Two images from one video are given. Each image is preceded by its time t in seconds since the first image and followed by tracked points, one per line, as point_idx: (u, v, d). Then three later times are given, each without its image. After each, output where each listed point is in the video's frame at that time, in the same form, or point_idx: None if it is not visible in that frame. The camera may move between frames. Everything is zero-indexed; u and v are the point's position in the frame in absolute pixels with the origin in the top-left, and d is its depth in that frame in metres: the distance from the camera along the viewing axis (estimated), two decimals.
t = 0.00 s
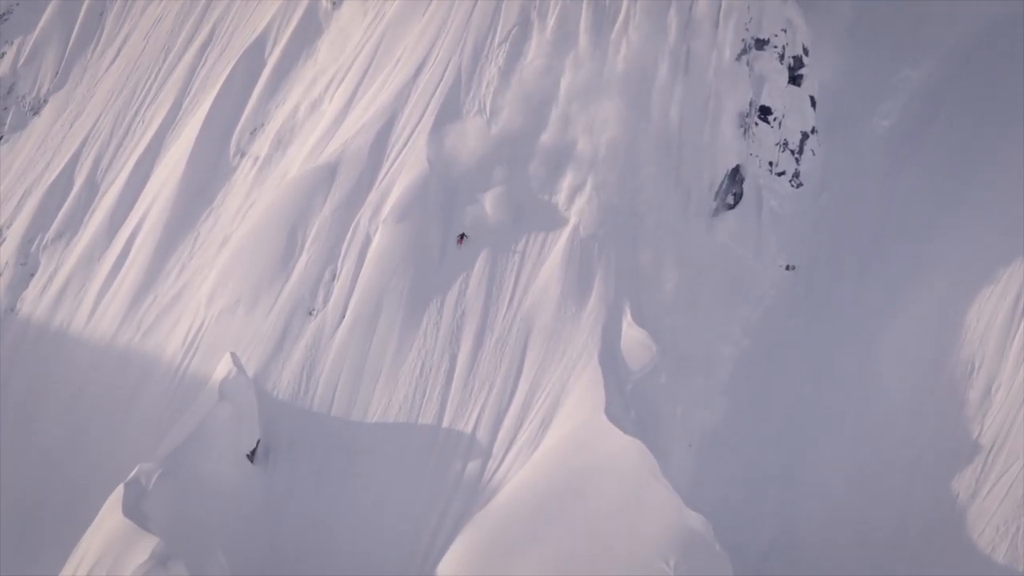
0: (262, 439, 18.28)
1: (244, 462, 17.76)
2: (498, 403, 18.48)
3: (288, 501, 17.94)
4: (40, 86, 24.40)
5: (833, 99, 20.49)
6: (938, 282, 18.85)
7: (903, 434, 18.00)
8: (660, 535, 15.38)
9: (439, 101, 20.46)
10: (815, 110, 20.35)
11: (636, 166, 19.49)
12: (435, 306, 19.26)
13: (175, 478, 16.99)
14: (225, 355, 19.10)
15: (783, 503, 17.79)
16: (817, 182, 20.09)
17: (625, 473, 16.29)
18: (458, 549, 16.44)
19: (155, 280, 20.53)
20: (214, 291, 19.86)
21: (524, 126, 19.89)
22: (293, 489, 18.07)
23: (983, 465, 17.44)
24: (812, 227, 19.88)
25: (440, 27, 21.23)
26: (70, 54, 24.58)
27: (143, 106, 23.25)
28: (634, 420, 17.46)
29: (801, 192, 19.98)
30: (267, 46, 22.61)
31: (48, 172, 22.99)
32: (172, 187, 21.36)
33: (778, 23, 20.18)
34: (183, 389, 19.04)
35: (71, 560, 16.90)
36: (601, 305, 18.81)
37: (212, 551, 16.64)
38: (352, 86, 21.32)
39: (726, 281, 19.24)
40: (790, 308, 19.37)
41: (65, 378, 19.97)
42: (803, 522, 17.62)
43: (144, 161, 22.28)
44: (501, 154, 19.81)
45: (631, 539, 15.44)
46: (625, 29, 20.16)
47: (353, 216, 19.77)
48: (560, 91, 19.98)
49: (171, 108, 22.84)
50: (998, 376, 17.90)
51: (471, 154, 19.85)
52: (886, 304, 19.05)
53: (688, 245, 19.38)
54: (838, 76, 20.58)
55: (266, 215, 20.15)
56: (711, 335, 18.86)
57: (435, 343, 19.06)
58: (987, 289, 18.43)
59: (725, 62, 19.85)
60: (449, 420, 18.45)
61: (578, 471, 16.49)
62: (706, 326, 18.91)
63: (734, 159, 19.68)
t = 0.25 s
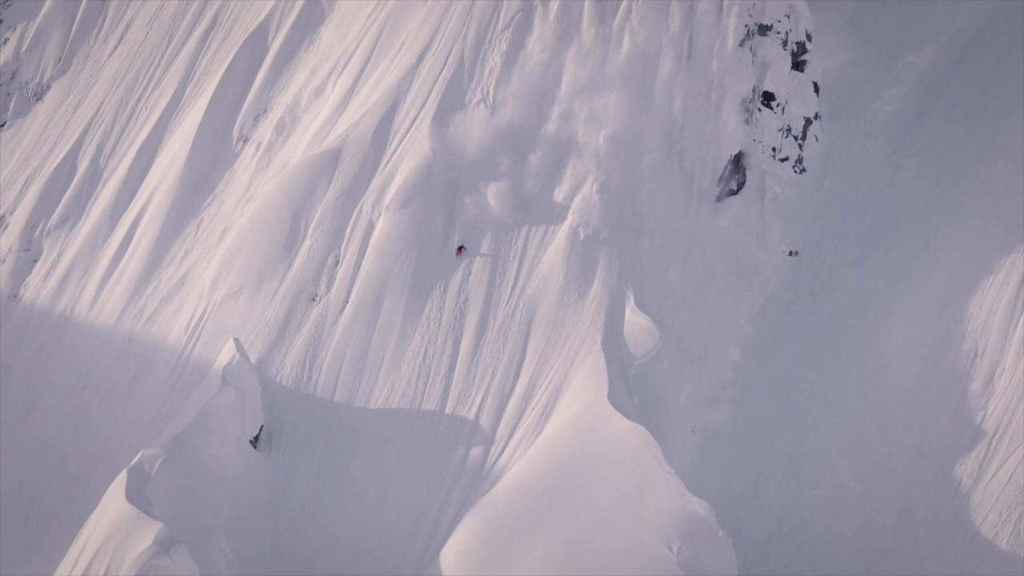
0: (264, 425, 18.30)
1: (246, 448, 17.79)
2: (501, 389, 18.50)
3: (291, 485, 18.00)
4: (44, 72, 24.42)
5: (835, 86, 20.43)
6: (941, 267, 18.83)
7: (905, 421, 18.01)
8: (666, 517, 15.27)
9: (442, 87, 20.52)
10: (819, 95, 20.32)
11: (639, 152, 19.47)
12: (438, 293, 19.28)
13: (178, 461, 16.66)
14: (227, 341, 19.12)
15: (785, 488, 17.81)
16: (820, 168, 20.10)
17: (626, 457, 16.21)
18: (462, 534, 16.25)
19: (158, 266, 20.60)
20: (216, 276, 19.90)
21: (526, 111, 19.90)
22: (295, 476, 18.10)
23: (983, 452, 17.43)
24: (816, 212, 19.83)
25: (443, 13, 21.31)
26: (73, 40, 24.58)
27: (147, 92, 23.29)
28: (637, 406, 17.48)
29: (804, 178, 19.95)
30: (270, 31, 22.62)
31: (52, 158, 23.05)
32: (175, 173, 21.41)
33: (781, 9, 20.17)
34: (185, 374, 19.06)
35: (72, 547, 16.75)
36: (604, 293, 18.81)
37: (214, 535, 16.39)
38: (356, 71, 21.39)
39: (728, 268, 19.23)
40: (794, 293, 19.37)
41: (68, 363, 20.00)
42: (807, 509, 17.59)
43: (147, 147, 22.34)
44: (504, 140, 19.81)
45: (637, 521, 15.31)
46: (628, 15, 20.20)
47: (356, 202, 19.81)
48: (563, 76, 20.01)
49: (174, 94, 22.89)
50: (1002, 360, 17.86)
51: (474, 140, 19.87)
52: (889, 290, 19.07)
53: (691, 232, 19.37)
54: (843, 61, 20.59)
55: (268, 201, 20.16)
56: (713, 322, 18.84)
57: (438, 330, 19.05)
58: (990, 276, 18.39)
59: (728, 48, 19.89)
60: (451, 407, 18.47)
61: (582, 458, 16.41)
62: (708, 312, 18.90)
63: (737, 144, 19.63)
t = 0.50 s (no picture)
0: (268, 410, 18.26)
1: (250, 433, 17.77)
2: (504, 373, 18.51)
3: (291, 478, 17.88)
4: (47, 56, 24.43)
5: (839, 70, 20.44)
6: (943, 251, 18.86)
7: (908, 406, 18.11)
8: (668, 504, 15.24)
9: (445, 71, 20.55)
10: (822, 80, 20.33)
11: (641, 137, 19.52)
12: (441, 278, 19.27)
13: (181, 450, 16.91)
14: (229, 326, 19.09)
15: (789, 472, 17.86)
16: (823, 152, 20.07)
17: (628, 442, 16.16)
18: (465, 518, 16.35)
19: (162, 251, 20.65)
20: (219, 261, 19.93)
21: (527, 95, 19.95)
22: (298, 462, 18.05)
23: (987, 435, 17.50)
24: (818, 196, 19.83)
25: None
26: (75, 24, 24.56)
27: (150, 77, 23.29)
28: (641, 391, 17.40)
29: (807, 162, 19.90)
30: (273, 17, 22.62)
31: (55, 143, 23.08)
32: (179, 158, 21.46)
33: None
34: (188, 359, 19.07)
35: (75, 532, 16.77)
36: (608, 278, 18.78)
37: (217, 521, 16.62)
38: (359, 56, 21.46)
39: (732, 253, 19.17)
40: (797, 277, 19.35)
41: (71, 347, 20.02)
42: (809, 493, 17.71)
43: (150, 132, 22.37)
44: (507, 125, 19.86)
45: (639, 509, 15.32)
46: None
47: (359, 186, 19.85)
48: (566, 61, 20.04)
49: (177, 80, 22.91)
50: (1005, 346, 17.93)
51: (476, 126, 19.93)
52: (892, 275, 19.04)
53: (695, 218, 19.36)
54: (846, 45, 20.58)
55: (272, 186, 20.19)
56: (717, 308, 18.81)
57: (440, 315, 19.05)
58: (993, 263, 18.41)
59: (731, 33, 19.85)
60: (454, 391, 18.46)
61: (585, 445, 16.35)
62: (712, 297, 18.90)
63: (740, 129, 19.63)
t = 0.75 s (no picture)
0: (270, 394, 18.27)
1: (253, 417, 17.82)
2: (507, 358, 18.51)
3: (292, 468, 17.83)
4: (49, 42, 24.42)
5: (843, 56, 20.63)
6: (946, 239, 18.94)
7: (911, 391, 18.17)
8: (671, 491, 15.28)
9: (448, 56, 20.59)
10: (825, 65, 20.48)
11: (644, 121, 19.50)
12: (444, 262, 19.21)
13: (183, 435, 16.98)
14: (232, 311, 19.09)
15: (792, 459, 17.89)
16: (826, 137, 20.08)
17: (631, 426, 16.25)
18: (467, 503, 16.42)
19: (164, 236, 20.68)
20: (222, 246, 19.93)
21: (530, 79, 19.95)
22: (301, 447, 18.06)
23: (992, 418, 17.68)
24: (821, 180, 19.81)
25: None
26: (77, 8, 24.52)
27: (152, 62, 23.28)
28: (643, 375, 17.38)
29: (810, 147, 19.92)
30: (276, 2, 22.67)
31: (57, 128, 23.08)
32: (181, 143, 21.50)
33: None
34: (191, 343, 19.09)
35: (77, 517, 16.80)
36: (611, 263, 18.77)
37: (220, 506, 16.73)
38: (362, 40, 21.52)
39: (735, 239, 19.15)
40: (800, 262, 19.31)
41: (73, 332, 20.02)
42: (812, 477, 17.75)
43: (152, 117, 22.40)
44: (511, 109, 19.82)
45: (642, 496, 15.37)
46: None
47: (362, 171, 19.88)
48: (569, 45, 20.06)
49: (180, 65, 22.92)
50: (1008, 332, 18.08)
51: (478, 110, 19.95)
52: (896, 261, 19.06)
53: (698, 202, 19.33)
54: (849, 32, 20.84)
55: (274, 170, 20.21)
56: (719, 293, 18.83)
57: (443, 300, 19.04)
58: (996, 249, 18.58)
59: (734, 17, 19.82)
60: (457, 376, 18.46)
61: (588, 429, 16.41)
62: (715, 282, 18.88)
63: (743, 114, 19.68)
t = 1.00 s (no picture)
0: (273, 377, 18.25)
1: (256, 401, 17.70)
2: (509, 341, 18.48)
3: (295, 451, 17.77)
4: (51, 24, 24.36)
5: (844, 40, 20.59)
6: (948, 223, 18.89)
7: (914, 375, 18.09)
8: (673, 475, 15.37)
9: (450, 39, 20.60)
10: (827, 49, 20.48)
11: (646, 104, 19.53)
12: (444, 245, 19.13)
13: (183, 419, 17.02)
14: (234, 294, 19.08)
15: (794, 445, 17.84)
16: (828, 121, 20.10)
17: (635, 410, 16.28)
18: (468, 486, 16.43)
19: (166, 219, 20.69)
20: (224, 230, 19.92)
21: (532, 62, 19.98)
22: (303, 430, 17.99)
23: (995, 402, 17.50)
24: (823, 165, 19.84)
25: None
26: None
27: (154, 46, 23.26)
28: (644, 358, 17.34)
29: (813, 131, 19.93)
30: None
31: (59, 111, 23.07)
32: (184, 126, 21.53)
33: None
34: (193, 326, 19.09)
35: (79, 500, 16.86)
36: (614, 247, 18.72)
37: (222, 489, 16.85)
38: (364, 24, 21.55)
39: (738, 223, 19.16)
40: (802, 246, 19.34)
41: (75, 316, 20.01)
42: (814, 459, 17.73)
43: (154, 101, 22.41)
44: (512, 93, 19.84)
45: (644, 480, 15.45)
46: None
47: (364, 154, 19.90)
48: (571, 28, 20.08)
49: (182, 49, 22.91)
50: (1011, 313, 17.91)
51: (480, 94, 19.97)
52: (898, 246, 19.05)
53: (700, 187, 19.34)
54: (850, 15, 20.72)
55: (277, 153, 20.22)
56: (722, 277, 18.82)
57: (445, 283, 19.00)
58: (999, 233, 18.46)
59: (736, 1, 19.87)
60: (460, 359, 18.44)
61: (592, 412, 16.43)
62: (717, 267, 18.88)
63: (745, 97, 19.70)
